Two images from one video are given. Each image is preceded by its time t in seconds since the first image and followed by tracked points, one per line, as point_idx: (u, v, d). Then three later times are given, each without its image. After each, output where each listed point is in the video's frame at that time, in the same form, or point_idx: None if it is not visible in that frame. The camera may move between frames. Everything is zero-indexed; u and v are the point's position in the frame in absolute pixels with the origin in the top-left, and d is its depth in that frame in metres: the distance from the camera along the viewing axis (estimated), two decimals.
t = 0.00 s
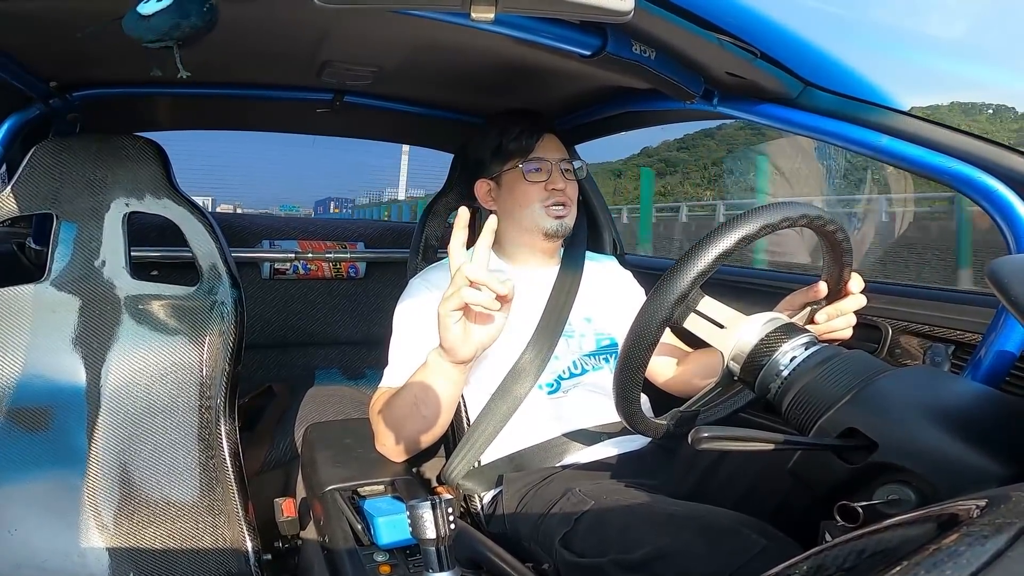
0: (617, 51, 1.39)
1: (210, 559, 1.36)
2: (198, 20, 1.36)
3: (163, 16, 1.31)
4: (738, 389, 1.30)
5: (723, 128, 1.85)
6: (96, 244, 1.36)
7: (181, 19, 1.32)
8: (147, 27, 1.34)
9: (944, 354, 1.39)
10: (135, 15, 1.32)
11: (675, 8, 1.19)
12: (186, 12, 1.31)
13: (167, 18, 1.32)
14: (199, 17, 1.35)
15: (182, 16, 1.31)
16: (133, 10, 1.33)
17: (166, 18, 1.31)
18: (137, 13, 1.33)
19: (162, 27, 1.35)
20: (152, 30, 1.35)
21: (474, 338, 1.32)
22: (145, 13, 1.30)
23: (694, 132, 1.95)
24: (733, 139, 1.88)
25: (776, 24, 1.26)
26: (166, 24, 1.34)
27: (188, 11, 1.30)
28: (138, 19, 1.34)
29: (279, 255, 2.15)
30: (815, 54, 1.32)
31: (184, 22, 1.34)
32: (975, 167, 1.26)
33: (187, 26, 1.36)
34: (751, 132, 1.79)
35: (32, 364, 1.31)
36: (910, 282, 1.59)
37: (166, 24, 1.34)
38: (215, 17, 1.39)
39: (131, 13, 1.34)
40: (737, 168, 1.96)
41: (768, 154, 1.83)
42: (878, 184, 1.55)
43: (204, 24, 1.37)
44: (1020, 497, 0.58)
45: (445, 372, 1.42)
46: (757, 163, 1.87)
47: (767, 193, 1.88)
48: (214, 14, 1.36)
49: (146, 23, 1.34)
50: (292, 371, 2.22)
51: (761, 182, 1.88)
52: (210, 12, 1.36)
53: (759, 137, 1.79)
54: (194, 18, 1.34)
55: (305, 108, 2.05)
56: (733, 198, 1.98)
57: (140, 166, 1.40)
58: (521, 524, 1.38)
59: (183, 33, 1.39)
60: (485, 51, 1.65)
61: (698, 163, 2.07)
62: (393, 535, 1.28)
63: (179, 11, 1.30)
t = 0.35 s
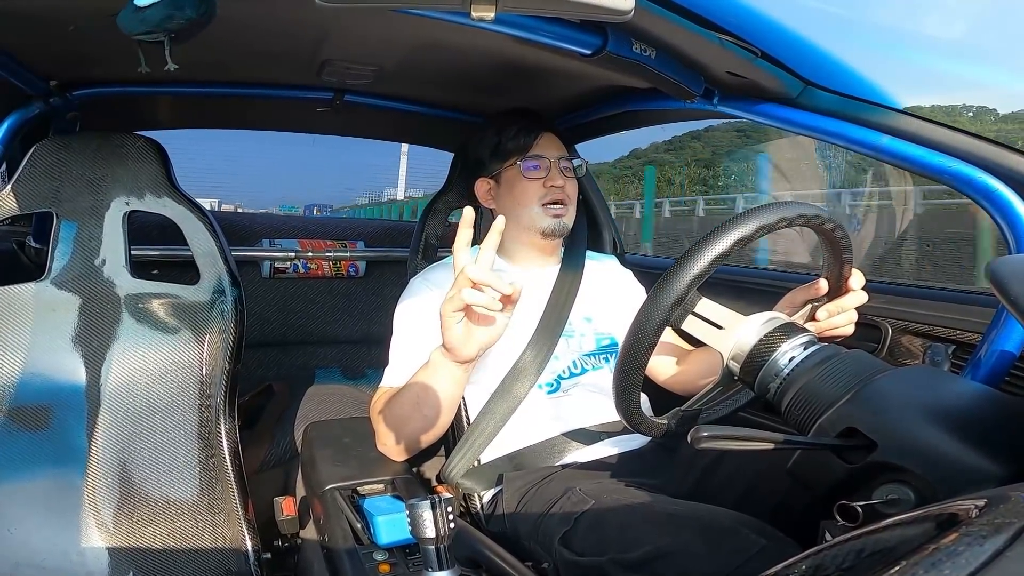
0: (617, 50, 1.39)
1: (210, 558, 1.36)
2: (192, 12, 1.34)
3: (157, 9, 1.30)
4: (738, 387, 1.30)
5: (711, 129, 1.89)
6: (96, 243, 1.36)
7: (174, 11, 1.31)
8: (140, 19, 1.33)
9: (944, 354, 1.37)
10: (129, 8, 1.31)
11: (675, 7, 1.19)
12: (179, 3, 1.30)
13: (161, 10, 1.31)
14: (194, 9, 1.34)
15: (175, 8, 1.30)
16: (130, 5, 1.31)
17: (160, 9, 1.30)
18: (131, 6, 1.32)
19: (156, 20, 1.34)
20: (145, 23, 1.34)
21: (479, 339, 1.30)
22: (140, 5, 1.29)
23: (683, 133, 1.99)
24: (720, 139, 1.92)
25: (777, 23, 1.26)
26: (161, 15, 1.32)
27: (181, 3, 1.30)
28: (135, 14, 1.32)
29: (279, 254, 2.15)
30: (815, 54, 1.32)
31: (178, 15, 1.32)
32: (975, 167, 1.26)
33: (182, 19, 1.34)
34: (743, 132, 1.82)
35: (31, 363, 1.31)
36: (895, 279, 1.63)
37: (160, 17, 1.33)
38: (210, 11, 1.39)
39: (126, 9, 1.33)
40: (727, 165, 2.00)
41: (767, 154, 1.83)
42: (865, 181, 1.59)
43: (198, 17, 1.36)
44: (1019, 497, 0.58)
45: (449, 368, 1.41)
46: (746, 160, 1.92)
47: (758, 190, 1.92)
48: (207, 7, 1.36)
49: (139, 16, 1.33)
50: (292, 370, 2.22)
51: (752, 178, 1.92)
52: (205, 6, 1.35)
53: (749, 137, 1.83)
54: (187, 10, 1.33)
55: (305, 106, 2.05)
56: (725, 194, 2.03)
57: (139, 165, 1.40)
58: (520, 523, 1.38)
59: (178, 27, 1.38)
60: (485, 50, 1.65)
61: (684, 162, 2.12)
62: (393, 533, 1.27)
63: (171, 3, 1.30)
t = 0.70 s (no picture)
0: (617, 49, 1.39)
1: (212, 558, 1.37)
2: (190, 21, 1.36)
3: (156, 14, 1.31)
4: (737, 387, 1.31)
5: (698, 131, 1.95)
6: (97, 244, 1.36)
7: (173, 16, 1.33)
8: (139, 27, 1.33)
9: (945, 352, 1.39)
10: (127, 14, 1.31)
11: (675, 6, 1.19)
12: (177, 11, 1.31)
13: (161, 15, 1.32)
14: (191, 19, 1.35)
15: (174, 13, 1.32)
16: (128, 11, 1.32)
17: (159, 15, 1.31)
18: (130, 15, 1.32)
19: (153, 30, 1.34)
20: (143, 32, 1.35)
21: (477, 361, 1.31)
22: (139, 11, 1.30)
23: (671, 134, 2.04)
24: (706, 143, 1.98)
25: (777, 22, 1.25)
26: (159, 23, 1.33)
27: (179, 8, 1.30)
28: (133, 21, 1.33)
29: (280, 254, 2.15)
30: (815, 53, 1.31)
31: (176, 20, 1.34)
32: (976, 165, 1.26)
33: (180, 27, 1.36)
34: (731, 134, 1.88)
35: (33, 364, 1.31)
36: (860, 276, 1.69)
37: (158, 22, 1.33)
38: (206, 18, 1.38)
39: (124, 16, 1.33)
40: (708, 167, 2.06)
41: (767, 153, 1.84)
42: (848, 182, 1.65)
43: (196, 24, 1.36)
44: (1022, 496, 0.57)
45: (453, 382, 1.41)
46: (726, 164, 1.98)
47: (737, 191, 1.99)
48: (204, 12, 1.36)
49: (138, 22, 1.33)
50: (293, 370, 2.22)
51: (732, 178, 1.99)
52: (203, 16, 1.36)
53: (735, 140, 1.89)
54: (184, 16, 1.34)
55: (306, 107, 2.05)
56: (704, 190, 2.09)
57: (140, 166, 1.40)
58: (522, 522, 1.38)
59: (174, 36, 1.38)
60: (485, 50, 1.65)
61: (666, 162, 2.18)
62: (395, 533, 1.27)
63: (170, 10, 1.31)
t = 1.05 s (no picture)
0: (617, 50, 1.39)
1: (211, 558, 1.37)
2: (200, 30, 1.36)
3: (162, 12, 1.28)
4: (737, 387, 1.31)
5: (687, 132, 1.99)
6: (97, 243, 1.36)
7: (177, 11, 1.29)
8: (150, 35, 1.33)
9: (944, 353, 1.38)
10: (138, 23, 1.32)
11: (675, 6, 1.19)
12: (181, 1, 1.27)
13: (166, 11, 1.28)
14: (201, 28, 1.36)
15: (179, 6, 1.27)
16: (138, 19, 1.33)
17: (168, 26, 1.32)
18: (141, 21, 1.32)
19: (165, 36, 1.34)
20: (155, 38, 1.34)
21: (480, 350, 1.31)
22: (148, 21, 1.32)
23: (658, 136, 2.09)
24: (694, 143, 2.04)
25: (777, 22, 1.25)
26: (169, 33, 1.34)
27: None
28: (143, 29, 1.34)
29: (280, 254, 2.15)
30: (815, 53, 1.31)
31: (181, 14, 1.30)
32: (976, 166, 1.26)
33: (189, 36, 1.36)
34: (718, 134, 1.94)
35: (32, 363, 1.31)
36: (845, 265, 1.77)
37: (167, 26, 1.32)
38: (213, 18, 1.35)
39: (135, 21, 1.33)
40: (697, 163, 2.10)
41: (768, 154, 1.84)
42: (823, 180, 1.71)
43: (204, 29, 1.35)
44: (1021, 496, 0.57)
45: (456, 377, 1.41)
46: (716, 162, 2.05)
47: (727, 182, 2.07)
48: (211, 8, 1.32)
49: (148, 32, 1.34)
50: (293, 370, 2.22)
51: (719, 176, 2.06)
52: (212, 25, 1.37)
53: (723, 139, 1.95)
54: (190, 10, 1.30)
55: (305, 107, 2.05)
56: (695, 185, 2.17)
57: (140, 166, 1.40)
58: (521, 522, 1.38)
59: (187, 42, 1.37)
60: (486, 50, 1.64)
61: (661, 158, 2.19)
62: (394, 533, 1.27)
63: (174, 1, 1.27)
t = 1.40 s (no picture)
0: (618, 50, 1.39)
1: (211, 557, 1.37)
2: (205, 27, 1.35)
3: (170, 23, 1.30)
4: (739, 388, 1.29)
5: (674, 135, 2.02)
6: (97, 242, 1.36)
7: (187, 26, 1.32)
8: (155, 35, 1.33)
9: (944, 353, 1.38)
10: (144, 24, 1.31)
11: (675, 6, 1.19)
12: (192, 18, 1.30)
13: (174, 26, 1.31)
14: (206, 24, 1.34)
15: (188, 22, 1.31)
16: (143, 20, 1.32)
17: (173, 25, 1.31)
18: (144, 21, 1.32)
19: (170, 35, 1.34)
20: (160, 38, 1.34)
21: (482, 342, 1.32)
22: (153, 21, 1.30)
23: (644, 139, 2.12)
24: (681, 147, 2.07)
25: (777, 22, 1.25)
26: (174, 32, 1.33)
27: (193, 17, 1.30)
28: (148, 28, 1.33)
29: (280, 254, 2.15)
30: (815, 52, 1.31)
31: (189, 31, 1.33)
32: (977, 166, 1.26)
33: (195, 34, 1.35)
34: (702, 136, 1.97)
35: (32, 362, 1.31)
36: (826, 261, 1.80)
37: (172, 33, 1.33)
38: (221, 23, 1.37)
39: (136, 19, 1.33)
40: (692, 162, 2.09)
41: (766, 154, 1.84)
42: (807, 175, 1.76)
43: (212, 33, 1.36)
44: (1019, 496, 0.58)
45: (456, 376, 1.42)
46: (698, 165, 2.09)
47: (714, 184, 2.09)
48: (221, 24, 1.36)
49: (154, 31, 1.33)
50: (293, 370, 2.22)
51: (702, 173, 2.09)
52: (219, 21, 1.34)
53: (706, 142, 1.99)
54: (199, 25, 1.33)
55: (305, 106, 2.05)
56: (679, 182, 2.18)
57: (140, 165, 1.40)
58: (521, 522, 1.38)
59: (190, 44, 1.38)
60: (486, 50, 1.64)
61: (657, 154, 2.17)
62: (394, 533, 1.27)
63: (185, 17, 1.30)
